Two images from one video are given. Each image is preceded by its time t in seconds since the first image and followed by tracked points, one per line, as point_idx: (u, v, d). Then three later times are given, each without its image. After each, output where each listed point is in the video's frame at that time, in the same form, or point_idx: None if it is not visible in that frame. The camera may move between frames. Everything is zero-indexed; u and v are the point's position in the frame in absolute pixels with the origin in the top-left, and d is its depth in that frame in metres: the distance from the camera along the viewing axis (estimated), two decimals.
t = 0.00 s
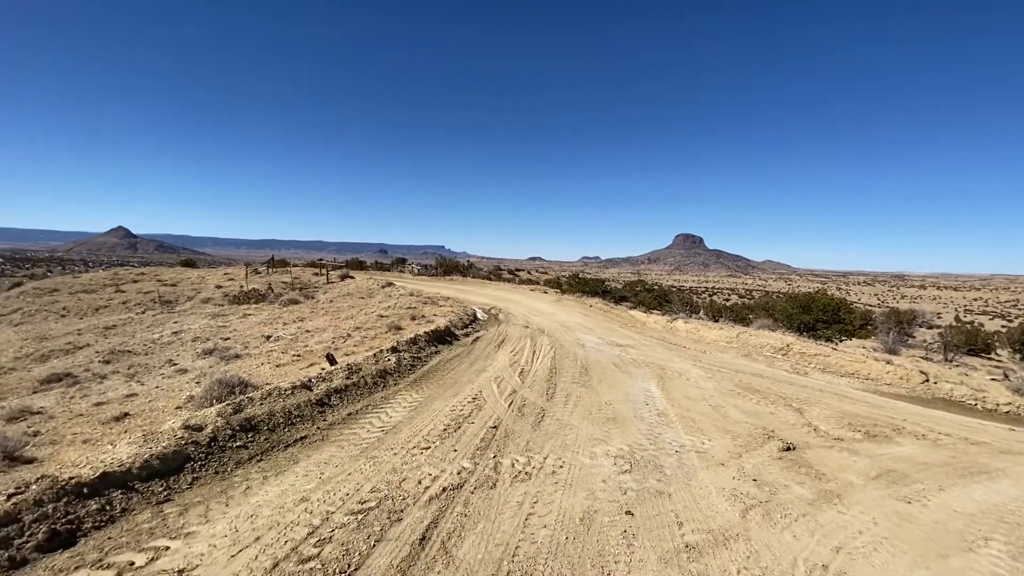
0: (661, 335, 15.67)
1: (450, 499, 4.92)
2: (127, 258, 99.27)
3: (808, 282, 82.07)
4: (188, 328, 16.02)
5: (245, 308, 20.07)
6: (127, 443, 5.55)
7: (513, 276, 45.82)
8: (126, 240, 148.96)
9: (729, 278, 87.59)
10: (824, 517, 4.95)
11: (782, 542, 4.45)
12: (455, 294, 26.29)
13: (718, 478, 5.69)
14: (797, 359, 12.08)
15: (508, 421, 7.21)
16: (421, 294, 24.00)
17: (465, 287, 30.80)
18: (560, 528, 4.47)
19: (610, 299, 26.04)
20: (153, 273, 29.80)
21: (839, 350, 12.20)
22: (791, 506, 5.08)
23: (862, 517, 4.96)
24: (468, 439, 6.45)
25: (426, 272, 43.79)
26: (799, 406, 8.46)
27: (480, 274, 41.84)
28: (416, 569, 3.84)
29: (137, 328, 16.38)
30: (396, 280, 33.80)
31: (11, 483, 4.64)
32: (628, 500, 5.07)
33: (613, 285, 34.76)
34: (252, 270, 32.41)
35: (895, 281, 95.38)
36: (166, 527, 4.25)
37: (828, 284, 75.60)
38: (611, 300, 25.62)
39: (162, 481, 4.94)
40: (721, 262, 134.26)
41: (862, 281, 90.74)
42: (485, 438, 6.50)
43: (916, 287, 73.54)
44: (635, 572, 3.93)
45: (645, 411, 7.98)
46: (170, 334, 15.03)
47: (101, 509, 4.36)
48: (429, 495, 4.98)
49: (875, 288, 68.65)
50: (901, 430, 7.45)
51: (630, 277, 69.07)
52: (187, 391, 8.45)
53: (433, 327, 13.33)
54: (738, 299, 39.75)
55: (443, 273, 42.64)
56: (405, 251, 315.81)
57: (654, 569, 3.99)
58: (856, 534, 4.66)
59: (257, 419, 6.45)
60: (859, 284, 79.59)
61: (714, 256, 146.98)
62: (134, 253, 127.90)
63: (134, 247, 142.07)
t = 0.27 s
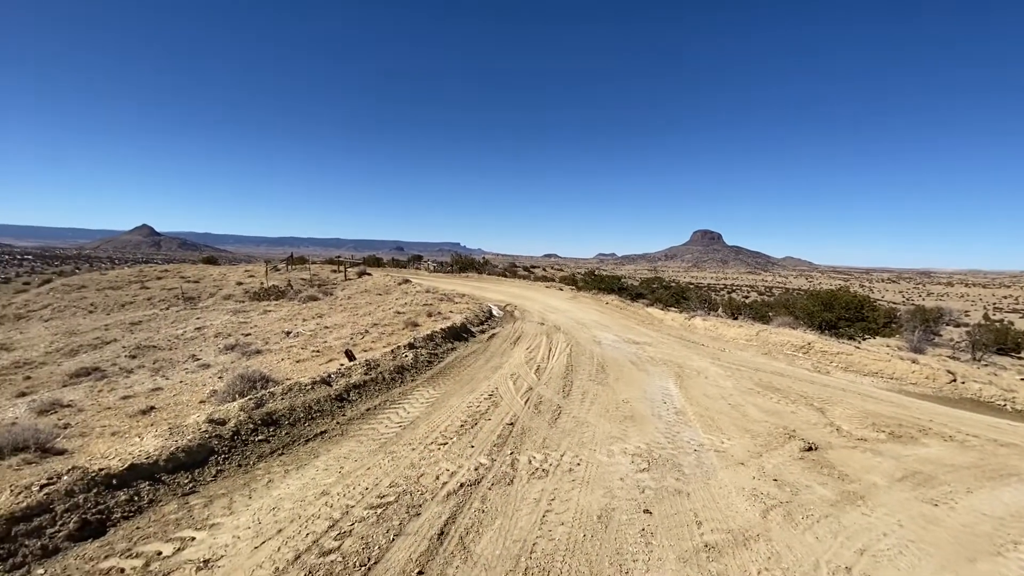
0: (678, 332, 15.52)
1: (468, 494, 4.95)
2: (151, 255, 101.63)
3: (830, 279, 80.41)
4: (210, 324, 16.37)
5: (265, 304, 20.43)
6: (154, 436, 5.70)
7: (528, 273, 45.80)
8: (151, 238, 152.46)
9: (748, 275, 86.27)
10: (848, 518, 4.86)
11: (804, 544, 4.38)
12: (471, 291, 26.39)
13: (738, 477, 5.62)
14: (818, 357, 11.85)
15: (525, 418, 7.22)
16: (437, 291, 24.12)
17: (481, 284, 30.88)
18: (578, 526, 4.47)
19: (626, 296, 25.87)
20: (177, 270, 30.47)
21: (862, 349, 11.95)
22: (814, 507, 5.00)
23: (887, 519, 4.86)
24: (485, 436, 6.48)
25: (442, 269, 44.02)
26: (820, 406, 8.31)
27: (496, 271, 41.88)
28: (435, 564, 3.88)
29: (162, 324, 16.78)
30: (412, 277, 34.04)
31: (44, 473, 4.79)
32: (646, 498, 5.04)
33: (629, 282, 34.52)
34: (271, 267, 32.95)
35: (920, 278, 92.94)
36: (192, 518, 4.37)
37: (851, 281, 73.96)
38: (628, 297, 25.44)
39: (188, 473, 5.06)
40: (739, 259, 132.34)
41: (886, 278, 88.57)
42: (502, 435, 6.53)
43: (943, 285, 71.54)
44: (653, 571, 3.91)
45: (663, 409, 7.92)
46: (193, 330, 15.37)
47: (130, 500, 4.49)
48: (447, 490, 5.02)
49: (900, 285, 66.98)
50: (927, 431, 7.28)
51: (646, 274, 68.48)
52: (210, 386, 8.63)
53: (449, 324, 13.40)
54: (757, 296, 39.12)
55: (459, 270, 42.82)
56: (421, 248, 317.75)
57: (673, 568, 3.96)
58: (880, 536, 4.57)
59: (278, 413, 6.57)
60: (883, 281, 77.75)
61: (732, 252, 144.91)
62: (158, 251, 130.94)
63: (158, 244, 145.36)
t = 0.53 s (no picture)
0: (695, 330, 15.37)
1: (484, 492, 4.98)
2: (173, 252, 103.81)
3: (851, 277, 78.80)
4: (230, 320, 16.67)
5: (283, 301, 20.73)
6: (177, 430, 5.83)
7: (542, 270, 45.74)
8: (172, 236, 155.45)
9: (767, 273, 84.87)
10: (870, 521, 4.77)
11: (825, 547, 4.31)
12: (485, 288, 26.45)
13: (757, 478, 5.56)
14: (839, 357, 11.63)
15: (540, 416, 7.22)
16: (452, 288, 24.20)
17: (496, 281, 30.93)
18: (594, 525, 4.46)
19: (642, 293, 25.68)
20: (198, 267, 31.08)
21: (885, 348, 11.69)
22: (835, 510, 4.92)
23: (911, 523, 4.76)
24: (501, 433, 6.50)
25: (457, 266, 44.18)
26: (842, 406, 8.16)
27: (510, 268, 41.91)
28: (452, 560, 3.91)
29: (184, 320, 17.13)
30: (427, 274, 34.23)
31: (73, 466, 4.93)
32: (663, 498, 5.01)
33: (644, 280, 34.25)
34: (289, 264, 33.41)
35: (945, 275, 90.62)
36: (215, 511, 4.46)
37: (873, 279, 72.38)
38: (643, 295, 25.25)
39: (210, 467, 5.17)
40: (756, 255, 130.47)
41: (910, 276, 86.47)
42: (518, 433, 6.54)
43: (968, 282, 69.57)
44: (671, 571, 3.89)
45: (680, 408, 7.86)
46: (213, 326, 15.68)
47: (155, 493, 4.60)
48: (464, 487, 5.05)
49: (923, 283, 65.39)
50: (953, 433, 7.10)
51: (661, 271, 67.89)
52: (231, 381, 8.79)
53: (464, 321, 13.45)
54: (775, 294, 38.54)
55: (473, 267, 42.95)
56: (435, 244, 319.24)
57: (691, 569, 3.94)
58: (904, 540, 4.48)
59: (297, 409, 6.67)
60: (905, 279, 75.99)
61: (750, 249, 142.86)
62: (180, 248, 133.55)
63: (180, 242, 148.26)
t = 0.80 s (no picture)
0: (709, 329, 15.23)
1: (498, 488, 4.99)
2: (191, 249, 105.50)
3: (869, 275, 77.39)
4: (247, 316, 16.90)
5: (298, 297, 20.95)
6: (196, 424, 5.93)
7: (554, 268, 45.64)
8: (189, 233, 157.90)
9: (783, 271, 83.61)
10: (891, 524, 4.69)
11: (845, 549, 4.25)
12: (498, 285, 26.49)
13: (774, 478, 5.50)
14: (857, 356, 11.44)
15: (553, 414, 7.22)
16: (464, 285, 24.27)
17: (508, 278, 30.92)
18: (609, 523, 4.45)
19: (655, 291, 25.50)
20: (214, 264, 31.54)
21: (905, 347, 11.47)
22: (854, 511, 4.85)
23: (933, 526, 4.67)
24: (514, 430, 6.51)
25: (469, 263, 44.25)
26: (860, 406, 8.03)
27: (522, 266, 41.89)
28: (467, 556, 3.93)
29: (201, 316, 17.42)
30: (440, 271, 34.36)
31: (96, 458, 5.05)
32: (678, 498, 4.98)
33: (658, 277, 33.99)
34: (304, 261, 33.77)
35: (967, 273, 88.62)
36: (233, 505, 4.53)
37: (892, 277, 71.00)
38: (656, 292, 25.06)
39: (229, 461, 5.26)
40: (772, 253, 128.78)
41: (930, 274, 84.64)
42: (531, 430, 6.54)
43: (991, 280, 67.96)
44: (687, 571, 3.87)
45: (694, 407, 7.80)
46: (230, 322, 15.91)
47: (175, 486, 4.69)
48: (478, 484, 5.06)
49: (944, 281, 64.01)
50: (976, 434, 6.95)
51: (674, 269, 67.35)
52: (248, 377, 8.92)
53: (477, 318, 13.48)
54: (790, 292, 38.02)
55: (486, 264, 42.99)
56: (448, 242, 320.24)
57: (707, 569, 3.91)
58: (926, 543, 4.40)
59: (313, 404, 6.75)
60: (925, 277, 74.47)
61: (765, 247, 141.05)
62: (197, 245, 135.74)
63: (197, 239, 150.55)
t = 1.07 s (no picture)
0: (722, 327, 15.09)
1: (509, 486, 4.99)
2: (205, 247, 106.84)
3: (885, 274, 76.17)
4: (260, 313, 17.11)
5: (311, 295, 21.14)
6: (211, 419, 6.02)
7: (564, 266, 45.56)
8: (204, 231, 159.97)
9: (797, 269, 82.62)
10: (908, 527, 4.62)
11: (861, 552, 4.19)
12: (508, 283, 26.50)
13: (788, 479, 5.44)
14: (873, 356, 11.27)
15: (564, 412, 7.21)
16: (475, 283, 24.31)
17: (518, 276, 30.90)
18: (620, 523, 4.43)
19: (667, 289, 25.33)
20: (229, 261, 31.95)
21: (922, 348, 11.26)
22: (871, 514, 4.78)
23: (952, 529, 4.59)
24: (525, 428, 6.51)
25: (479, 261, 44.29)
26: (876, 407, 7.91)
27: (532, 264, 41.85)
28: (478, 554, 3.94)
29: (215, 312, 17.65)
30: (450, 269, 34.46)
31: (115, 452, 5.14)
32: (691, 498, 4.95)
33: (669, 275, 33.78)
34: (316, 258, 34.06)
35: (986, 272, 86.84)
36: (248, 499, 4.59)
37: (909, 275, 69.79)
38: (668, 291, 24.89)
39: (243, 456, 5.32)
40: (785, 251, 127.32)
41: (949, 273, 83.03)
42: (542, 428, 6.54)
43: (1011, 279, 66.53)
44: (699, 571, 3.84)
45: (707, 406, 7.75)
46: (244, 319, 16.10)
47: (191, 480, 4.77)
48: (489, 481, 5.08)
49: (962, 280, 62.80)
50: (997, 436, 6.81)
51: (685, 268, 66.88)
52: (261, 373, 9.03)
53: (488, 316, 13.50)
54: (804, 291, 37.56)
55: (496, 262, 43.06)
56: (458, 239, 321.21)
57: (720, 570, 3.88)
58: (945, 547, 4.32)
59: (326, 400, 6.81)
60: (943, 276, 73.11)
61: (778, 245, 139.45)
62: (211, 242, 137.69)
63: (211, 237, 152.50)
